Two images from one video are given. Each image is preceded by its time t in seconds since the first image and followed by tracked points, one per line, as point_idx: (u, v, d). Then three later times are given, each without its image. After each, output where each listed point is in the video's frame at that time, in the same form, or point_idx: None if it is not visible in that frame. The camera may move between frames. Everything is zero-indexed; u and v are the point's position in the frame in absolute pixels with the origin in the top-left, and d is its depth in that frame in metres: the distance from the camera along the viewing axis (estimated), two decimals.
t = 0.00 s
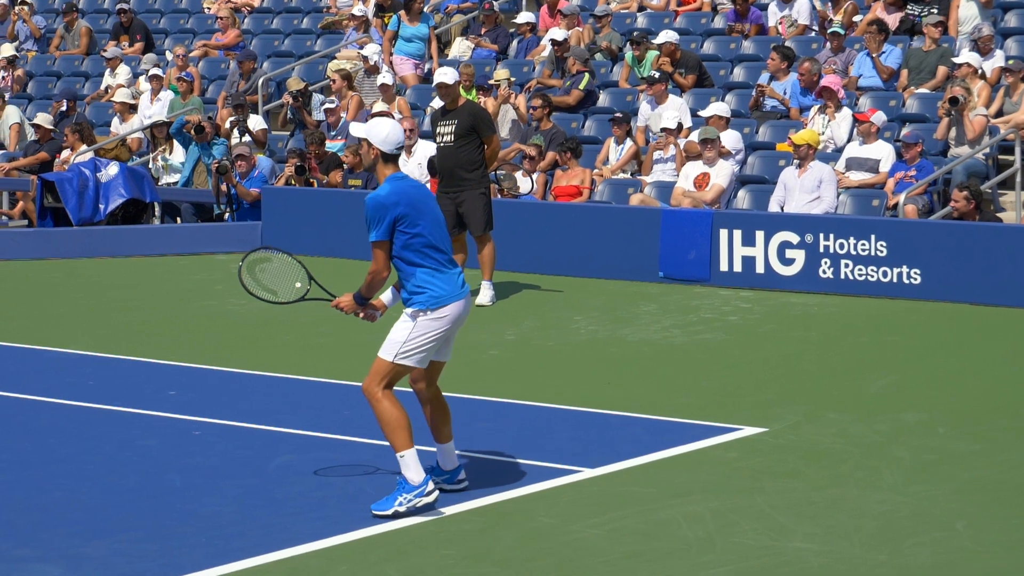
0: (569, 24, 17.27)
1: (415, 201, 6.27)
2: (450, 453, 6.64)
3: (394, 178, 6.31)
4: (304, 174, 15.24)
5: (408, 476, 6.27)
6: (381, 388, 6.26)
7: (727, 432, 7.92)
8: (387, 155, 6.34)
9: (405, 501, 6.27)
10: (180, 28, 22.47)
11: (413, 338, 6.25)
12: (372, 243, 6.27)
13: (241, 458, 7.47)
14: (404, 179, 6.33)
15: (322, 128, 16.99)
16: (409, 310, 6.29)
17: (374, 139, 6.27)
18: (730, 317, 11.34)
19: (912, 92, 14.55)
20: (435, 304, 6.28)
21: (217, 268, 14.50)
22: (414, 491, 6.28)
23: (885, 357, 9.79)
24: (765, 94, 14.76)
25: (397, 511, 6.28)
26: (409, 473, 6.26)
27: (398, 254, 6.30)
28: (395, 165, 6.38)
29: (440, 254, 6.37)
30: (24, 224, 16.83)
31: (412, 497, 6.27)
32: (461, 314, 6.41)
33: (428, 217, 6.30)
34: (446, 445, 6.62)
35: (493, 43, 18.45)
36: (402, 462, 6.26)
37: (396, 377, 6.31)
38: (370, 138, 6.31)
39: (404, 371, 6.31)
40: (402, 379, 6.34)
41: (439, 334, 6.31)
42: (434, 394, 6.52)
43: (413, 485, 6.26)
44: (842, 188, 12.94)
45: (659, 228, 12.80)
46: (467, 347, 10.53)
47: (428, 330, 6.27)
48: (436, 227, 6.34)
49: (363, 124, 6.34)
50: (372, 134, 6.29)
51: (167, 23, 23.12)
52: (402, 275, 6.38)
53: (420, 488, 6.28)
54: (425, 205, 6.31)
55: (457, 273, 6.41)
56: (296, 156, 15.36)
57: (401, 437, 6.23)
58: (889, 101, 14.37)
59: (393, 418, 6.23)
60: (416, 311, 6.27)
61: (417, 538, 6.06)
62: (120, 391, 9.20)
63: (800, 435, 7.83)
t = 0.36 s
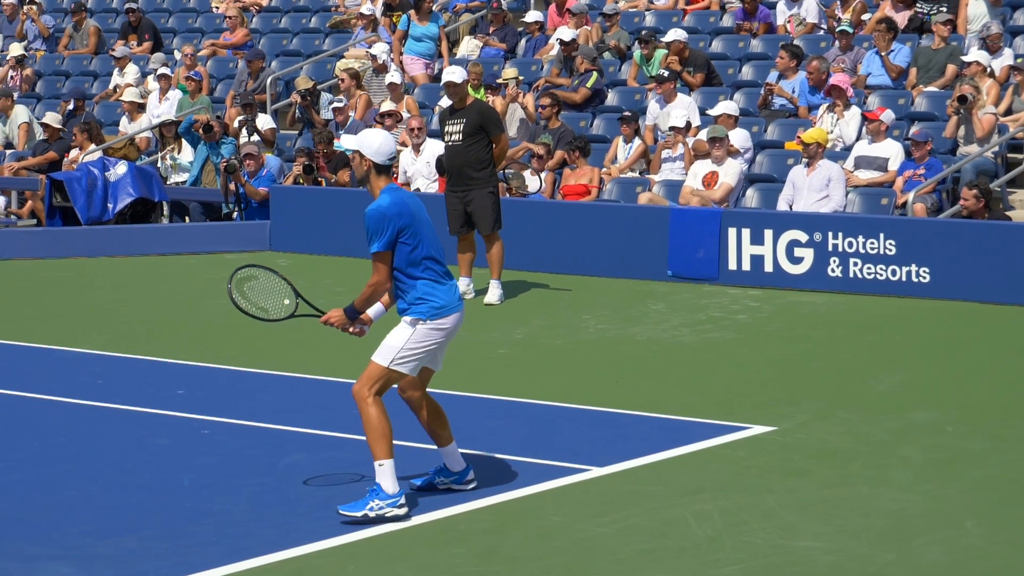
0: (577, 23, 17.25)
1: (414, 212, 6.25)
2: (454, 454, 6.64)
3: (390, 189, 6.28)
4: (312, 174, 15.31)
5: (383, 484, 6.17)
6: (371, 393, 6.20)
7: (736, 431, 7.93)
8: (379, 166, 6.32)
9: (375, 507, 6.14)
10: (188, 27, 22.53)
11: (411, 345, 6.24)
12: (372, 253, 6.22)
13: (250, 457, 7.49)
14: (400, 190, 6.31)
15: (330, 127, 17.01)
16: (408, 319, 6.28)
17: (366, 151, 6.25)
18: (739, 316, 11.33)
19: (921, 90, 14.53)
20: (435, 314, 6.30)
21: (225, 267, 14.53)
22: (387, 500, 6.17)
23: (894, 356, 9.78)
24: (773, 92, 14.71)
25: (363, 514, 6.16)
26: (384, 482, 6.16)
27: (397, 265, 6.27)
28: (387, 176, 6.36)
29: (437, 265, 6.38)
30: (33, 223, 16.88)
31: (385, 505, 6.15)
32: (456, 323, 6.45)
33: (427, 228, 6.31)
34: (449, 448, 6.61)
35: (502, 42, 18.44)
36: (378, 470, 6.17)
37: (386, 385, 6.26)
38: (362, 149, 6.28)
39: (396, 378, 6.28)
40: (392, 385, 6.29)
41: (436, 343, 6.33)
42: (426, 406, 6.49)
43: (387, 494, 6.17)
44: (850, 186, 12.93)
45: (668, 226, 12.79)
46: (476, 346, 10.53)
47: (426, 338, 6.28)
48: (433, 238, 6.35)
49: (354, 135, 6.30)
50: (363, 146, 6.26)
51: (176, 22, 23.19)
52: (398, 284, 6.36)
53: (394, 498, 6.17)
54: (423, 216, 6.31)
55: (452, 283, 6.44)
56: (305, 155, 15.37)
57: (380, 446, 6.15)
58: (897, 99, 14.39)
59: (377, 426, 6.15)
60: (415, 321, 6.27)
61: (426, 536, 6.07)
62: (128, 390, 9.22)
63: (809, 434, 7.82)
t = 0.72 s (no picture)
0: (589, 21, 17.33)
1: (414, 221, 6.30)
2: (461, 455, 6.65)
3: (389, 199, 6.31)
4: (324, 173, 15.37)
5: (358, 489, 6.12)
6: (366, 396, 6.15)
7: (747, 429, 7.93)
8: (374, 175, 6.32)
9: (345, 509, 6.12)
10: (200, 26, 22.60)
11: (412, 350, 6.24)
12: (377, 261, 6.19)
13: (262, 456, 7.51)
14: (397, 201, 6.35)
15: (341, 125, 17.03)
16: (408, 326, 6.27)
17: (360, 160, 6.24)
18: (750, 314, 11.33)
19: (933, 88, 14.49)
20: (436, 323, 6.30)
21: (237, 266, 14.56)
22: (359, 505, 6.12)
23: (906, 354, 9.77)
24: (785, 90, 14.70)
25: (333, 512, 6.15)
26: (359, 487, 6.09)
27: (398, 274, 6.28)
28: (383, 186, 6.35)
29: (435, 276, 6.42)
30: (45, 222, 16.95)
31: (355, 509, 6.11)
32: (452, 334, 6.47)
33: (426, 239, 6.35)
34: (456, 448, 6.62)
35: (513, 40, 18.50)
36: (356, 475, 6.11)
37: (383, 389, 6.23)
38: (357, 159, 6.27)
39: (392, 382, 6.26)
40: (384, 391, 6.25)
41: (434, 351, 6.33)
42: (423, 413, 6.49)
43: (361, 500, 6.10)
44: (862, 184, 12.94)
45: (679, 224, 12.79)
46: (487, 345, 10.55)
47: (426, 345, 6.28)
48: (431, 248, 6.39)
49: (347, 145, 6.29)
50: (358, 156, 6.25)
51: (187, 21, 23.24)
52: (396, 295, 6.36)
53: (365, 504, 6.12)
54: (421, 227, 6.36)
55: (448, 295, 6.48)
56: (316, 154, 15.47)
57: (363, 450, 6.08)
58: (909, 97, 14.33)
59: (366, 430, 6.09)
60: (416, 329, 6.26)
61: (438, 535, 6.09)
62: (140, 389, 9.26)
63: (821, 432, 7.82)
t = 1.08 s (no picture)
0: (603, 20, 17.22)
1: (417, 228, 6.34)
2: (474, 457, 6.65)
3: (390, 207, 6.34)
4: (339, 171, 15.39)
5: (342, 490, 6.06)
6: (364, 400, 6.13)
7: (763, 427, 7.93)
8: (372, 181, 6.28)
9: (325, 507, 6.01)
10: (215, 25, 22.69)
11: (413, 356, 6.22)
12: (385, 265, 6.18)
13: (277, 455, 7.55)
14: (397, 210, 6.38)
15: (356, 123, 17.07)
16: (409, 331, 6.26)
17: (358, 166, 6.22)
18: (766, 312, 11.33)
19: (948, 86, 14.44)
20: (436, 328, 6.31)
21: (253, 264, 14.62)
22: (341, 506, 6.04)
23: (923, 352, 9.76)
24: (801, 89, 14.60)
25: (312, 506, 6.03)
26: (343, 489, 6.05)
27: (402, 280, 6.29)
28: (381, 193, 6.34)
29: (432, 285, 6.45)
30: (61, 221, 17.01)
31: (335, 510, 6.02)
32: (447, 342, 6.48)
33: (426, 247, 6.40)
34: (469, 451, 6.62)
35: (528, 39, 18.56)
36: (343, 476, 6.08)
37: (384, 394, 6.21)
38: (354, 166, 6.24)
39: (393, 388, 6.25)
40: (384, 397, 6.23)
41: (433, 357, 6.33)
42: (430, 423, 6.53)
43: (344, 503, 6.05)
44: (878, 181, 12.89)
45: (695, 223, 12.79)
46: (502, 343, 10.56)
47: (427, 350, 6.27)
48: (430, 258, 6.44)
49: (345, 151, 6.25)
50: (356, 162, 6.23)
51: (202, 20, 23.33)
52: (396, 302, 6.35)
53: (347, 507, 6.04)
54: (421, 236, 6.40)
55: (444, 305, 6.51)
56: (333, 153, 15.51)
57: (352, 454, 6.06)
58: (925, 95, 14.36)
59: (359, 434, 6.07)
60: (417, 334, 6.26)
61: (455, 534, 6.11)
62: (156, 388, 9.30)
63: (837, 430, 7.83)
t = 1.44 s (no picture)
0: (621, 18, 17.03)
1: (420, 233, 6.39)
2: (485, 454, 6.67)
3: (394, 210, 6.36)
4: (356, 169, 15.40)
5: (338, 496, 6.05)
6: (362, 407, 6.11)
7: (780, 426, 7.94)
8: (371, 184, 6.23)
9: (324, 515, 5.99)
10: (233, 23, 22.77)
11: (412, 362, 6.21)
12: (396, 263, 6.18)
13: (295, 454, 7.59)
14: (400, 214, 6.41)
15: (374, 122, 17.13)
16: (409, 336, 6.25)
17: (357, 169, 6.16)
18: (784, 310, 11.33)
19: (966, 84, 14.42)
20: (435, 332, 6.30)
21: (271, 263, 14.68)
22: (338, 513, 6.03)
23: (941, 350, 9.75)
24: (818, 87, 14.64)
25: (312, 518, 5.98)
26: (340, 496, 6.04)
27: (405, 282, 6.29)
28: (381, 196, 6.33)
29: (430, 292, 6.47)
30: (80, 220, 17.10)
31: (333, 518, 6.01)
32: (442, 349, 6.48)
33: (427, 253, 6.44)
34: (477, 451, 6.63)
35: (546, 38, 18.56)
36: (339, 483, 6.06)
37: (383, 400, 6.19)
38: (353, 169, 6.19)
39: (393, 394, 6.24)
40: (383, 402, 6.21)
41: (432, 362, 6.31)
42: (437, 426, 6.53)
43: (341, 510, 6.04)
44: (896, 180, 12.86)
45: (713, 221, 12.79)
46: (519, 342, 10.59)
47: (427, 355, 6.25)
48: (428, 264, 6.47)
49: (342, 157, 6.20)
50: (354, 166, 6.17)
51: (219, 19, 23.43)
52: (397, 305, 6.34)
53: (343, 514, 6.04)
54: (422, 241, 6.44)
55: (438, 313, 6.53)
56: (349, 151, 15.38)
57: (348, 462, 6.05)
58: (942, 93, 14.32)
59: (355, 441, 6.05)
60: (417, 338, 6.24)
61: (473, 532, 6.15)
62: (174, 387, 9.36)
63: (855, 429, 7.83)
